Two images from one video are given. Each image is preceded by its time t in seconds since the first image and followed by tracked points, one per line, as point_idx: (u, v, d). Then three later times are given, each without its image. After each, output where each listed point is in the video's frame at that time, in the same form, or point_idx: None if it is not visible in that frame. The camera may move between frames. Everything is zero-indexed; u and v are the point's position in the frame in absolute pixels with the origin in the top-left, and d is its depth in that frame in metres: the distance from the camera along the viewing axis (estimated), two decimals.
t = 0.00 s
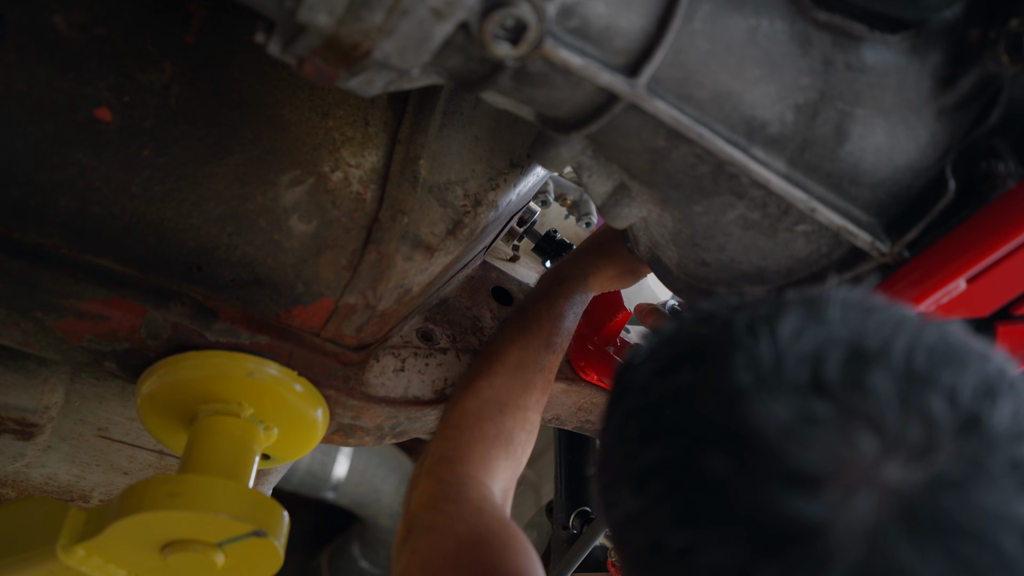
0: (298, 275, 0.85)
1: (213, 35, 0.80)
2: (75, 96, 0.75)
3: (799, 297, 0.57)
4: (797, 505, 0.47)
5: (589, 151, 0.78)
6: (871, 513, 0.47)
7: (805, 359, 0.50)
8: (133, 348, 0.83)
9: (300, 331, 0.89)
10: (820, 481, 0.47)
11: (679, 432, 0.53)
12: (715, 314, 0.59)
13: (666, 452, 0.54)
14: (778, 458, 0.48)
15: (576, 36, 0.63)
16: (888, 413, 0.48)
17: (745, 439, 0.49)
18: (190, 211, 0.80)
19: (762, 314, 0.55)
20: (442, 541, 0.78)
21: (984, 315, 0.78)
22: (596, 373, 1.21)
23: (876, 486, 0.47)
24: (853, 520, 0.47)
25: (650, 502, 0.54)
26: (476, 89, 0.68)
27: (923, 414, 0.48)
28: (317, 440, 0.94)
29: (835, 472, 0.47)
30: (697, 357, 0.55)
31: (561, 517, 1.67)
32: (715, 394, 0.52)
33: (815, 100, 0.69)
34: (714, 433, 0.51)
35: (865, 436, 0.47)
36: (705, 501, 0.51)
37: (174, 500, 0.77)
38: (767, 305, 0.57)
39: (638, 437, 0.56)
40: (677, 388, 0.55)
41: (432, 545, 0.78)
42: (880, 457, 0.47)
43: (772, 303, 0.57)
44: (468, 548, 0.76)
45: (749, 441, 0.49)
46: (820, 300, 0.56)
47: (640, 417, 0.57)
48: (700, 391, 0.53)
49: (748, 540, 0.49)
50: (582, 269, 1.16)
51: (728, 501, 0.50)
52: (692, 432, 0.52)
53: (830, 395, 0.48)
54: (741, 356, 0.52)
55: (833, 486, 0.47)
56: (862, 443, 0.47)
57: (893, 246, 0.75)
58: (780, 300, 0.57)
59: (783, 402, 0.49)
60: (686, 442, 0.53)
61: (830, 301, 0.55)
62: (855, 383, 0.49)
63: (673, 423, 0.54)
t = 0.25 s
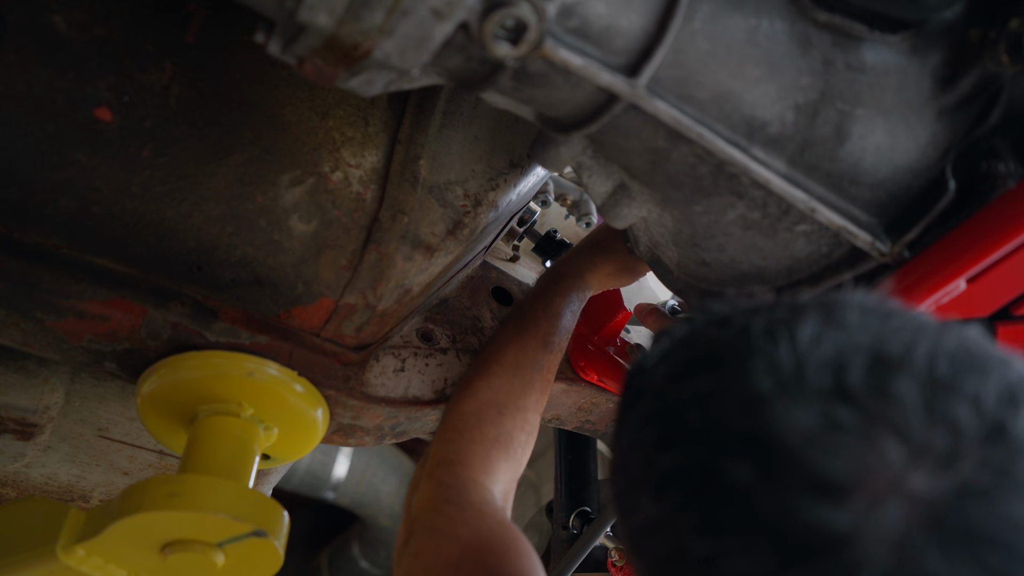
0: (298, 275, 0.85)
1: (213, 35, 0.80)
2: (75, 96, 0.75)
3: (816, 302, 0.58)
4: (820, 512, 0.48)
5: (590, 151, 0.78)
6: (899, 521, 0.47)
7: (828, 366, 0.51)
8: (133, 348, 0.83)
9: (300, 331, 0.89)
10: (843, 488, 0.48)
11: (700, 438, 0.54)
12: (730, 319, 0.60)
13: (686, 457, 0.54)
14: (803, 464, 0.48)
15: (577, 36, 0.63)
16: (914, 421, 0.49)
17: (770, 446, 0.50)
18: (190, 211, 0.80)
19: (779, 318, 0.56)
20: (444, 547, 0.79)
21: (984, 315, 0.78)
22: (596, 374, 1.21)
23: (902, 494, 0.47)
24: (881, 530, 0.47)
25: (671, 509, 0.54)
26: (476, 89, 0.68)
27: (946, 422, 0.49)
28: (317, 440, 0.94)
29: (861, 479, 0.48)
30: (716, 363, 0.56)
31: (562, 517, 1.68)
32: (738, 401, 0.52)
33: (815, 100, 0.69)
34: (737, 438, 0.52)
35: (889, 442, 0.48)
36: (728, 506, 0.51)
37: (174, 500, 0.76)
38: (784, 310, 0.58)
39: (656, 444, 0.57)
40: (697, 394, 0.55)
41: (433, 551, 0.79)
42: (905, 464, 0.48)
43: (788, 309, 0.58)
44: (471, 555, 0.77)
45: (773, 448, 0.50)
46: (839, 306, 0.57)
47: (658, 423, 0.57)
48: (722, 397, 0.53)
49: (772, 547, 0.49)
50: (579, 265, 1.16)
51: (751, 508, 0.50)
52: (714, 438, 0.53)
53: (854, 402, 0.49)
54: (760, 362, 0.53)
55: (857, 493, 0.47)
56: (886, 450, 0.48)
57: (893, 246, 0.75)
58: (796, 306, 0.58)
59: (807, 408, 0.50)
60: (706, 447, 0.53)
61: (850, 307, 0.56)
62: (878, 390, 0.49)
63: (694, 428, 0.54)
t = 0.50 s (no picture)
0: (298, 275, 0.85)
1: (213, 35, 0.80)
2: (75, 96, 0.75)
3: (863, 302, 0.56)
4: (879, 518, 0.46)
5: (589, 151, 0.78)
6: (961, 529, 0.47)
7: (885, 368, 0.49)
8: (133, 348, 0.83)
9: (299, 331, 0.89)
10: (903, 493, 0.46)
11: (750, 436, 0.51)
12: (771, 316, 0.58)
13: (736, 456, 0.52)
14: (864, 468, 0.47)
15: (577, 36, 0.63)
16: (973, 428, 0.47)
17: (829, 448, 0.48)
18: (190, 211, 0.80)
19: (829, 318, 0.55)
20: (453, 546, 0.79)
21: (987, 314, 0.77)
22: (596, 374, 1.21)
23: (962, 502, 0.46)
24: (942, 538, 0.46)
25: (719, 508, 0.52)
26: (476, 89, 0.68)
27: (1000, 429, 0.48)
28: (317, 440, 0.94)
29: (922, 486, 0.46)
30: (763, 360, 0.53)
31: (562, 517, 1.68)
32: (791, 400, 0.50)
33: (815, 100, 0.69)
34: (791, 438, 0.49)
35: (950, 448, 0.47)
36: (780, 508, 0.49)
37: (174, 500, 0.76)
38: (831, 308, 0.56)
39: (702, 440, 0.54)
40: (744, 392, 0.53)
41: (442, 551, 0.79)
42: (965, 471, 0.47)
43: (832, 308, 0.56)
44: (481, 555, 0.77)
45: (831, 450, 0.48)
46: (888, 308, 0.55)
47: (702, 419, 0.55)
48: (774, 395, 0.51)
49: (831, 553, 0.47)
50: (580, 265, 1.16)
51: (804, 511, 0.48)
52: (765, 437, 0.50)
53: (912, 406, 0.48)
54: (811, 361, 0.51)
55: (916, 498, 0.46)
56: (948, 456, 0.46)
57: (893, 246, 0.74)
58: (843, 307, 0.56)
59: (866, 410, 0.48)
60: (755, 447, 0.51)
61: (897, 308, 0.54)
62: (937, 394, 0.48)
63: (742, 427, 0.52)
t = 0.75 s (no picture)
0: (298, 275, 0.85)
1: (213, 35, 0.80)
2: (75, 96, 0.75)
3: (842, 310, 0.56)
4: (861, 526, 0.47)
5: (589, 151, 0.78)
6: (941, 532, 0.47)
7: (862, 378, 0.49)
8: (133, 348, 0.83)
9: (299, 331, 0.89)
10: (883, 501, 0.47)
11: (735, 450, 0.51)
12: (748, 328, 0.57)
13: (721, 470, 0.51)
14: (845, 478, 0.47)
15: (576, 36, 0.63)
16: (949, 433, 0.47)
17: (812, 459, 0.48)
18: (190, 211, 0.80)
19: (807, 328, 0.54)
20: (449, 549, 0.78)
21: (984, 315, 0.77)
22: (596, 374, 1.20)
23: (941, 505, 0.47)
24: (922, 543, 0.47)
25: (706, 524, 0.52)
26: (476, 89, 0.68)
27: (979, 431, 0.48)
28: (317, 440, 0.94)
29: (900, 492, 0.46)
30: (744, 373, 0.53)
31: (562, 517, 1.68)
32: (771, 413, 0.50)
33: (815, 100, 0.69)
34: (775, 450, 0.49)
35: (927, 453, 0.47)
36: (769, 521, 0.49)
37: (174, 500, 0.77)
38: (809, 318, 0.56)
39: (686, 457, 0.53)
40: (727, 406, 0.53)
41: (438, 553, 0.78)
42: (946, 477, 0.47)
43: (809, 317, 0.56)
44: (477, 556, 0.76)
45: (813, 461, 0.48)
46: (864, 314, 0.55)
47: (686, 435, 0.54)
48: (755, 409, 0.51)
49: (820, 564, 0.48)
50: (574, 262, 1.16)
51: (789, 522, 0.48)
52: (748, 450, 0.50)
53: (890, 414, 0.48)
54: (792, 373, 0.51)
55: (896, 505, 0.47)
56: (925, 461, 0.47)
57: (893, 246, 0.74)
58: (822, 315, 0.56)
59: (845, 421, 0.48)
60: (740, 460, 0.51)
61: (873, 315, 0.54)
62: (915, 401, 0.48)
63: (726, 440, 0.52)
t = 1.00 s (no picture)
0: (298, 275, 0.85)
1: (213, 35, 0.80)
2: (75, 96, 0.75)
3: (838, 305, 0.57)
4: (859, 519, 0.47)
5: (589, 151, 0.78)
6: (939, 526, 0.47)
7: (859, 373, 0.49)
8: (133, 348, 0.83)
9: (300, 331, 0.89)
10: (880, 495, 0.46)
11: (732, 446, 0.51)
12: (744, 326, 0.58)
13: (719, 466, 0.52)
14: (841, 472, 0.47)
15: (576, 36, 0.63)
16: (946, 426, 0.47)
17: (809, 454, 0.48)
18: (190, 211, 0.80)
19: (802, 324, 0.55)
20: (453, 547, 0.81)
21: (985, 315, 0.77)
22: (596, 374, 1.20)
23: (938, 499, 0.47)
24: (920, 537, 0.47)
25: (704, 521, 0.52)
26: (476, 89, 0.68)
27: (975, 426, 0.48)
28: (317, 440, 0.94)
29: (898, 486, 0.46)
30: (740, 371, 0.54)
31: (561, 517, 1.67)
32: (768, 409, 0.50)
33: (815, 100, 0.69)
34: (772, 445, 0.50)
35: (925, 447, 0.47)
36: (767, 516, 0.49)
37: (174, 500, 0.77)
38: (805, 315, 0.56)
39: (683, 454, 0.54)
40: (723, 402, 0.53)
41: (443, 552, 0.81)
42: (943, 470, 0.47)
43: (805, 313, 0.56)
44: (479, 556, 0.78)
45: (810, 456, 0.48)
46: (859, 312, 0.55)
47: (684, 432, 0.55)
48: (751, 405, 0.51)
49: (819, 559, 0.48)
50: (580, 259, 1.15)
51: (786, 517, 0.48)
52: (745, 446, 0.51)
53: (887, 409, 0.48)
54: (788, 369, 0.51)
55: (894, 498, 0.46)
56: (922, 456, 0.47)
57: (893, 246, 0.74)
58: (817, 311, 0.56)
59: (841, 415, 0.48)
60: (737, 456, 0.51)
61: (868, 311, 0.54)
62: (912, 395, 0.48)
63: (723, 437, 0.52)
